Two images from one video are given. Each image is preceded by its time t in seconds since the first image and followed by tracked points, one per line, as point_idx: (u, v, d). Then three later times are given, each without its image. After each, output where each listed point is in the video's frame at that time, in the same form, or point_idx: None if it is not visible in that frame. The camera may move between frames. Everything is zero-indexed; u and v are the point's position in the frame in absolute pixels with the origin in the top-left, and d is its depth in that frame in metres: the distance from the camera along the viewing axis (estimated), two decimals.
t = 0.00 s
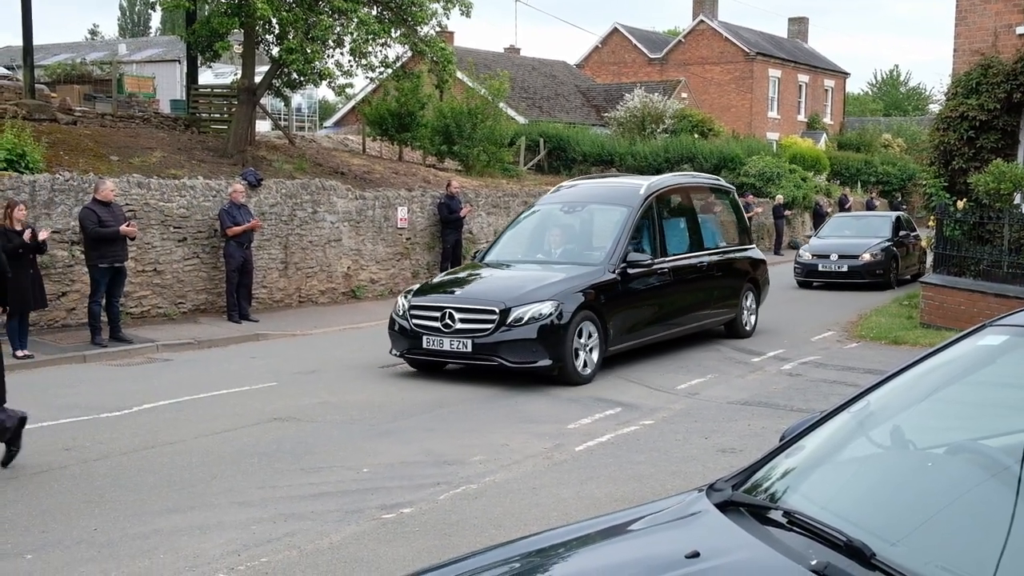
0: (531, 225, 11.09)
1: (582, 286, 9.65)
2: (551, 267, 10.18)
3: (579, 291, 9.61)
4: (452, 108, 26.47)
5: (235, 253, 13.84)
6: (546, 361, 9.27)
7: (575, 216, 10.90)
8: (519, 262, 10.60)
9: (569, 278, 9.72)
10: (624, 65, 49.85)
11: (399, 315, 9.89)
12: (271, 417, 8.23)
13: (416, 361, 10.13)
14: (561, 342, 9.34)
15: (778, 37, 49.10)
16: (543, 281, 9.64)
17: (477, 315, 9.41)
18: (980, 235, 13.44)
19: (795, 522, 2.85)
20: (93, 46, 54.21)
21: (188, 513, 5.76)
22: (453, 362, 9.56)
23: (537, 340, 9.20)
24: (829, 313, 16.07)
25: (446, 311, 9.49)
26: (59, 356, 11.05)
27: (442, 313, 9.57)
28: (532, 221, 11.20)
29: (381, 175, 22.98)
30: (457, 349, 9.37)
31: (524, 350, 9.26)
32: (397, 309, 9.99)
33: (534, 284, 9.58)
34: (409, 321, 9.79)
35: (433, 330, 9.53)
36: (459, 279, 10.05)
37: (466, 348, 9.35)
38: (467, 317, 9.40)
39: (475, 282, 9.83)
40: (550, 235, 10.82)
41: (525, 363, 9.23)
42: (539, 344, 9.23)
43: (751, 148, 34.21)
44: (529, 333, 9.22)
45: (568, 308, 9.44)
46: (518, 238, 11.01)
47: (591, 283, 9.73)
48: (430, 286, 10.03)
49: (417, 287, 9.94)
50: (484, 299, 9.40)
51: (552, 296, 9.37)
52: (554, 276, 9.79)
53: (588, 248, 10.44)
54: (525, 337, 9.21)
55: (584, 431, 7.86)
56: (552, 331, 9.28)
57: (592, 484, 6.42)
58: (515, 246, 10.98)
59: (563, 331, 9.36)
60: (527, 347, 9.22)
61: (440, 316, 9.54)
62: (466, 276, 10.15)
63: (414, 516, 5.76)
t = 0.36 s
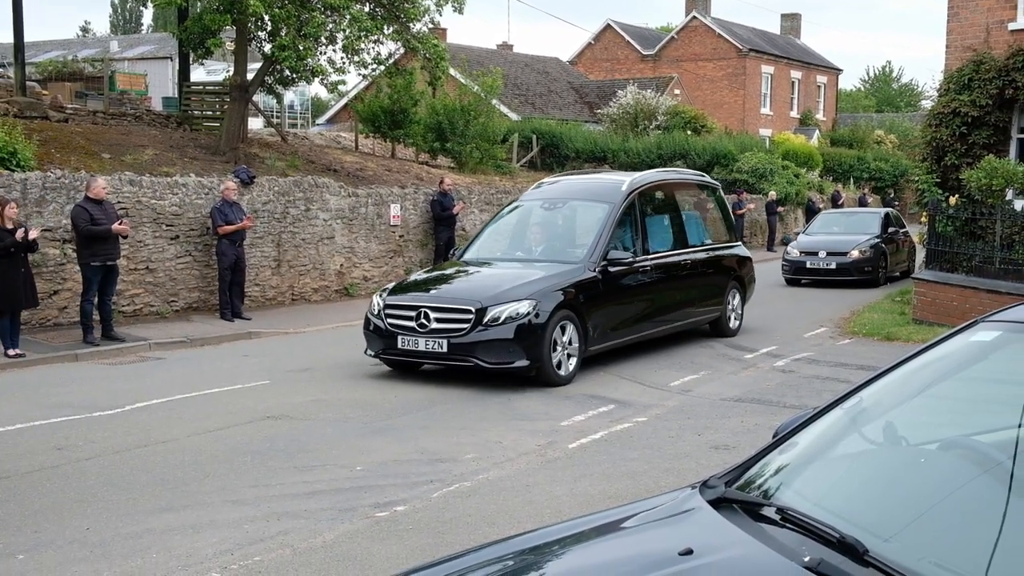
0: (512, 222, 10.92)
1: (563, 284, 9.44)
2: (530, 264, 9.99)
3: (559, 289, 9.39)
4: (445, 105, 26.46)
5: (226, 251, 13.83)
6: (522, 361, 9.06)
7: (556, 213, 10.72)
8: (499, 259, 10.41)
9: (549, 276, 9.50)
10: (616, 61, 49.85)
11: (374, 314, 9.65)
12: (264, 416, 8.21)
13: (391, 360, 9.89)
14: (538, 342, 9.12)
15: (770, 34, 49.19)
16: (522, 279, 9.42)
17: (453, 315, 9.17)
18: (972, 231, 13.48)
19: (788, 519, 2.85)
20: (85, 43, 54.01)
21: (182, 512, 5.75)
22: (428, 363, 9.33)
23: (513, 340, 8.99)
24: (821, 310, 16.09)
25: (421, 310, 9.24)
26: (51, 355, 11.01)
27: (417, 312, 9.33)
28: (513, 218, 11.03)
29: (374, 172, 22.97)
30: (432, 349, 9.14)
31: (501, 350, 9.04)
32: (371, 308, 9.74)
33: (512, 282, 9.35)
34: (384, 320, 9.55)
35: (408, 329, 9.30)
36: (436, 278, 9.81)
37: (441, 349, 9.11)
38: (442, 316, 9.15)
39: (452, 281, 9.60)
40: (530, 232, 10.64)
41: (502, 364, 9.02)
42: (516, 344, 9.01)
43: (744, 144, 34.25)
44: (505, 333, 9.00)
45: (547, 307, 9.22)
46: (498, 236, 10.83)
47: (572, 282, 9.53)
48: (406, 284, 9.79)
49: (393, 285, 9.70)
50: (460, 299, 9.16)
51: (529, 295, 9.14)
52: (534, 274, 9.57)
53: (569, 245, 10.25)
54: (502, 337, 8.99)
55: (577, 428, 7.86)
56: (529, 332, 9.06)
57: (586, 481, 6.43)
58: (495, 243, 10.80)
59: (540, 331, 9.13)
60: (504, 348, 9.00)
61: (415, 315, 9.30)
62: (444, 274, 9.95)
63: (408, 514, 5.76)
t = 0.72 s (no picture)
0: (506, 222, 10.73)
1: (556, 287, 9.24)
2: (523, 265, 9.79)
3: (552, 291, 9.19)
4: (451, 105, 26.48)
5: (234, 251, 13.84)
6: (513, 365, 8.85)
7: (550, 213, 10.52)
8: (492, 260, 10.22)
9: (543, 277, 9.30)
10: (622, 61, 49.83)
11: (362, 316, 9.44)
12: (271, 417, 8.22)
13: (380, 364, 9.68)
14: (530, 346, 8.93)
15: (776, 33, 49.14)
16: (514, 281, 9.22)
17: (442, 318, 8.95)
18: (980, 229, 13.45)
19: (797, 518, 2.84)
20: (91, 45, 54.17)
21: (190, 513, 5.76)
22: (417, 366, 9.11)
23: (504, 343, 8.78)
24: (828, 309, 16.05)
25: (410, 313, 9.02)
26: (59, 356, 11.04)
27: (406, 314, 9.11)
28: (506, 218, 10.84)
29: (380, 173, 23.00)
30: (421, 352, 8.91)
31: (491, 354, 8.83)
32: (360, 310, 9.53)
33: (504, 284, 9.14)
34: (372, 322, 9.34)
35: (397, 332, 9.07)
36: (426, 279, 9.59)
37: (430, 352, 8.89)
38: (431, 318, 8.93)
39: (443, 282, 9.40)
40: (525, 232, 10.45)
41: (492, 368, 8.81)
42: (507, 348, 8.81)
43: (750, 143, 34.19)
44: (496, 336, 8.79)
45: (539, 309, 9.02)
46: (492, 236, 10.63)
47: (565, 284, 9.33)
48: (396, 285, 9.58)
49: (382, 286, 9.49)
50: (450, 300, 8.93)
51: (520, 297, 8.94)
52: (527, 275, 9.36)
53: (563, 246, 10.05)
54: (492, 340, 8.78)
55: (585, 428, 7.86)
56: (520, 335, 8.86)
57: (594, 481, 6.42)
58: (489, 243, 10.61)
59: (532, 335, 8.93)
60: (494, 351, 8.80)
61: (404, 318, 9.08)
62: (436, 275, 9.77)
63: (416, 514, 5.76)
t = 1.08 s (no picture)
0: (500, 223, 10.52)
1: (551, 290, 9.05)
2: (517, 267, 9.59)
3: (545, 293, 8.98)
4: (459, 106, 26.53)
5: (242, 252, 13.87)
6: (504, 369, 8.65)
7: (545, 214, 10.31)
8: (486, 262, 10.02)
9: (536, 280, 9.10)
10: (630, 61, 49.76)
11: (352, 318, 9.26)
12: (279, 418, 8.24)
13: (370, 367, 9.50)
14: (521, 349, 8.72)
15: (785, 33, 49.06)
16: (506, 283, 9.01)
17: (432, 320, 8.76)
18: (990, 228, 13.41)
19: (805, 519, 2.84)
20: (100, 46, 54.34)
21: (199, 513, 5.78)
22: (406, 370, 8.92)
23: (495, 346, 8.58)
24: (837, 309, 15.98)
25: (399, 315, 8.84)
26: (68, 357, 11.07)
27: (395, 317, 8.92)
28: (500, 219, 10.62)
29: (389, 173, 23.03)
30: (410, 356, 8.72)
31: (482, 358, 8.64)
32: (350, 312, 9.36)
33: (495, 285, 8.94)
34: (362, 325, 9.16)
35: (386, 335, 8.90)
36: (418, 281, 9.39)
37: (420, 355, 8.70)
38: (421, 321, 8.74)
39: (434, 284, 9.21)
40: (519, 233, 10.23)
41: (482, 372, 8.61)
42: (497, 351, 8.61)
43: (759, 143, 34.12)
44: (487, 339, 8.59)
45: (531, 312, 8.82)
46: (485, 238, 10.42)
47: (559, 286, 9.13)
48: (386, 288, 9.39)
49: (372, 288, 9.30)
50: (439, 303, 8.74)
51: (512, 299, 8.74)
52: (520, 277, 9.16)
53: (557, 247, 9.84)
54: (482, 343, 8.58)
55: (593, 429, 7.84)
56: (511, 338, 8.66)
57: (602, 481, 6.42)
58: (482, 244, 10.39)
59: (524, 337, 8.73)
60: (485, 354, 8.60)
61: (393, 321, 8.90)
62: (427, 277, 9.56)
63: (424, 515, 5.77)
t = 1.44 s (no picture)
0: (491, 222, 10.32)
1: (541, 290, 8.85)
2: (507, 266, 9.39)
3: (534, 294, 8.76)
4: (463, 104, 26.53)
5: (246, 250, 13.88)
6: (491, 371, 8.42)
7: (537, 213, 10.11)
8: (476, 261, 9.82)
9: (525, 279, 8.89)
10: (634, 60, 49.75)
11: (337, 318, 9.04)
12: (282, 415, 8.24)
13: (355, 368, 9.28)
14: (509, 350, 8.49)
15: (789, 32, 49.00)
16: (494, 282, 8.79)
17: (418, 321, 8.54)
18: (993, 228, 13.39)
19: (809, 518, 2.83)
20: (104, 43, 54.38)
21: (202, 510, 5.78)
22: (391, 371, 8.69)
23: (481, 348, 8.35)
24: (840, 308, 15.95)
25: (384, 315, 8.61)
26: (72, 353, 11.09)
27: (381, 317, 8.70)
28: (491, 218, 10.45)
29: (392, 171, 23.04)
30: (396, 357, 8.50)
31: (469, 359, 8.41)
32: (335, 312, 9.13)
33: (482, 285, 8.72)
34: (347, 325, 8.94)
35: (371, 335, 8.67)
36: (406, 279, 9.18)
37: (405, 356, 8.47)
38: (406, 321, 8.52)
39: (421, 283, 8.99)
40: (510, 232, 10.04)
41: (469, 373, 8.37)
42: (484, 352, 8.38)
43: (762, 142, 34.08)
44: (473, 340, 8.36)
45: (520, 313, 8.60)
46: (475, 237, 10.22)
47: (548, 287, 8.92)
48: (372, 287, 9.16)
49: (357, 288, 9.08)
50: (425, 303, 8.52)
51: (499, 299, 8.52)
52: (508, 276, 8.96)
53: (549, 246, 9.65)
54: (469, 345, 8.35)
55: (596, 427, 7.84)
56: (499, 339, 8.43)
57: (605, 480, 6.41)
58: (473, 244, 10.19)
59: (512, 339, 8.51)
60: (471, 356, 8.37)
61: (378, 321, 8.67)
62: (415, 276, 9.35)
63: (427, 512, 5.77)
